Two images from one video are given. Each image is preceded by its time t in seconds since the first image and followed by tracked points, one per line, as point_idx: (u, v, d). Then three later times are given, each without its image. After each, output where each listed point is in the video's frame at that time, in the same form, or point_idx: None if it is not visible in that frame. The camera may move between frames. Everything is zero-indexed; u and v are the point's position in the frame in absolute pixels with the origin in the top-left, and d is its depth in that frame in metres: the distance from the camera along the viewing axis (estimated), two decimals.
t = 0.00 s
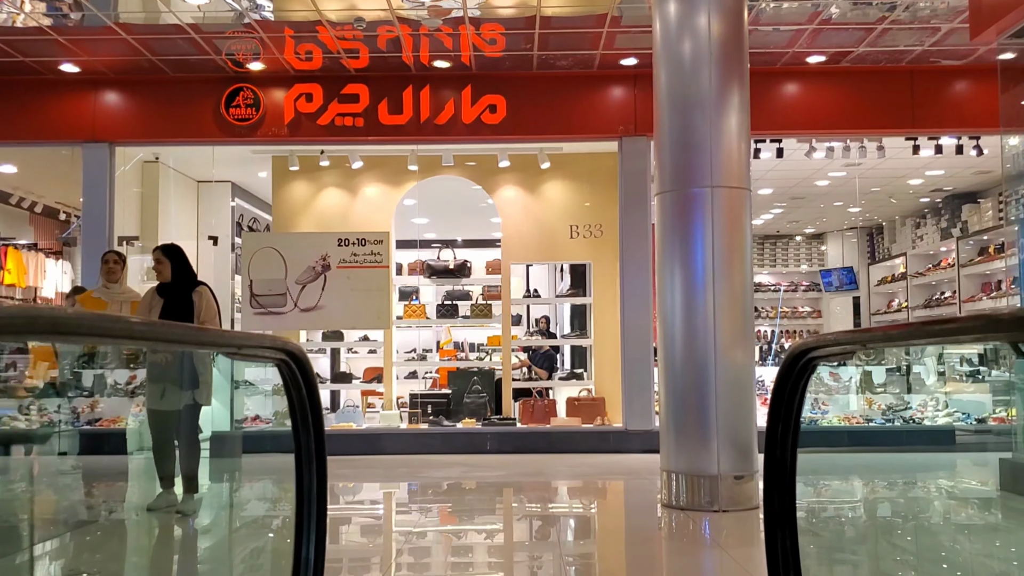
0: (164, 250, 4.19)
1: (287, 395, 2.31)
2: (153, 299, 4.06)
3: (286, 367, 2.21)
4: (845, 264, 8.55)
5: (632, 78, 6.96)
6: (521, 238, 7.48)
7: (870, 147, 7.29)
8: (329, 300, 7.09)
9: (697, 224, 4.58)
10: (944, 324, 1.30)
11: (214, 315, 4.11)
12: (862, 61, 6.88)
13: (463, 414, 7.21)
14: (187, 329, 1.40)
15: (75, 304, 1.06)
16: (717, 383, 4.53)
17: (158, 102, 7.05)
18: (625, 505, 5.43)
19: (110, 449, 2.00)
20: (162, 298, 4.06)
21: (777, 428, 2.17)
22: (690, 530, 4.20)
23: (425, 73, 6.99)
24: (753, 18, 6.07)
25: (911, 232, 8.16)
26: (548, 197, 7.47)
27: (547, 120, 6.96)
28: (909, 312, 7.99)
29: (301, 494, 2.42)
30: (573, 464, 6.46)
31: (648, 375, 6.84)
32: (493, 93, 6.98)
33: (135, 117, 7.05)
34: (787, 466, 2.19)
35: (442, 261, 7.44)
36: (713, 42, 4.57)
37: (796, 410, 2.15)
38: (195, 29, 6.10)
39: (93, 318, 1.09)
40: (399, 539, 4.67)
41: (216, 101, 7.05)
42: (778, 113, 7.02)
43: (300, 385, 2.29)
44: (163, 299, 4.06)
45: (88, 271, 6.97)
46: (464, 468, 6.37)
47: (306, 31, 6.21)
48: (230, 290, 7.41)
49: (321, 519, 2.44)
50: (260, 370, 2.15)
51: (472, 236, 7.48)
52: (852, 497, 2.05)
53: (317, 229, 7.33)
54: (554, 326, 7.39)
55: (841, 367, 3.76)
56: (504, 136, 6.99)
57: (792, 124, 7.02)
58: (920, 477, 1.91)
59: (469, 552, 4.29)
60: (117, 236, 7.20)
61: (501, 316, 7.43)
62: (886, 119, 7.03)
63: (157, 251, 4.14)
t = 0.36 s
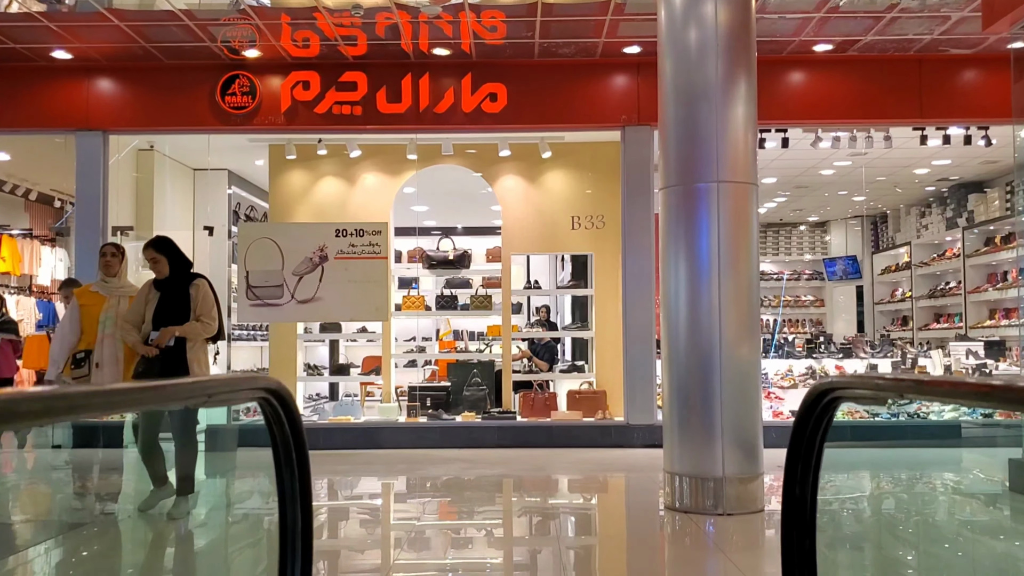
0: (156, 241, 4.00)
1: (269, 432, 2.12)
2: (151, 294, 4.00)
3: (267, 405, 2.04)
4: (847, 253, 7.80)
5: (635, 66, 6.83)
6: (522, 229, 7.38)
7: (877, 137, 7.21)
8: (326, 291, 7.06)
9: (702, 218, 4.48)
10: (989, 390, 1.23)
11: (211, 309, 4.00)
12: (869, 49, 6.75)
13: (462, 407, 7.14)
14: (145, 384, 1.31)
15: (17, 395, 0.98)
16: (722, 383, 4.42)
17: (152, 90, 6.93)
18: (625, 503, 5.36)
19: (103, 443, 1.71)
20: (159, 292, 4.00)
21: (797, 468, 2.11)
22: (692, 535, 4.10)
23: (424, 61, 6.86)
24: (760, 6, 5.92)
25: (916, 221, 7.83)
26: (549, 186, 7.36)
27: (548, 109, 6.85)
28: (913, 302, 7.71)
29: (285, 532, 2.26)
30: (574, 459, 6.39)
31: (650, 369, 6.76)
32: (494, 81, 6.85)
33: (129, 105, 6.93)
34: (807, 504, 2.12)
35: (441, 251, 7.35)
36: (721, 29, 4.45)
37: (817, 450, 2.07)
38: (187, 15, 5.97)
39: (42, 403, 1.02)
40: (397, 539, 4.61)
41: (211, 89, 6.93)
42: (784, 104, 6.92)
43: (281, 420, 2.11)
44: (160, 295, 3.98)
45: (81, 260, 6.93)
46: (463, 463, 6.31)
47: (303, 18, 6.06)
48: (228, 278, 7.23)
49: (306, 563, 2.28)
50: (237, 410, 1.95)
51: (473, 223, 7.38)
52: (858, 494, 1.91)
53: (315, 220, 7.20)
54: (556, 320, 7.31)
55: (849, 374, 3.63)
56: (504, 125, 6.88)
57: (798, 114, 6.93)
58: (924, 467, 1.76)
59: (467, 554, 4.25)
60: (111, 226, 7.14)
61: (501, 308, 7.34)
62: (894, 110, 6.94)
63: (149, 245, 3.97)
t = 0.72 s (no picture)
0: (123, 241, 3.82)
1: (249, 471, 1.96)
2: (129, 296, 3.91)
3: (249, 448, 1.87)
4: (852, 241, 7.43)
5: (639, 53, 6.70)
6: (522, 219, 7.28)
7: (885, 126, 7.12)
8: (324, 283, 6.98)
9: (709, 213, 4.36)
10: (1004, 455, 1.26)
11: (188, 306, 3.86)
12: (878, 36, 6.61)
13: (462, 400, 7.07)
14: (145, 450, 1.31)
15: (14, 479, 0.99)
16: (728, 382, 4.31)
17: (147, 77, 6.80)
18: (627, 500, 5.29)
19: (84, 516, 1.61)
20: (135, 293, 3.90)
21: (820, 514, 2.05)
22: (697, 539, 4.01)
23: (424, 48, 6.73)
24: None
25: (922, 209, 7.47)
26: (550, 175, 7.25)
27: (550, 97, 6.72)
28: (919, 291, 7.46)
29: None
30: (576, 454, 6.33)
31: (653, 362, 6.69)
32: (495, 69, 6.72)
33: (123, 93, 6.81)
34: (830, 552, 2.06)
35: (441, 242, 7.21)
36: (728, 16, 4.32)
37: (841, 496, 2.01)
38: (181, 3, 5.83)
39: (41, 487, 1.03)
40: (395, 539, 4.56)
41: (207, 76, 6.81)
42: (790, 91, 6.81)
43: (264, 465, 1.95)
44: (136, 296, 3.86)
45: (76, 253, 6.83)
46: (462, 458, 6.25)
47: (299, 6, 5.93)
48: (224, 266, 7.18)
49: None
50: (219, 459, 1.79)
51: (474, 211, 7.24)
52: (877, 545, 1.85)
53: (313, 209, 7.10)
54: (558, 311, 7.25)
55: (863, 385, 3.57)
56: (505, 113, 6.76)
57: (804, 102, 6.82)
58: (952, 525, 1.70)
59: (466, 556, 4.21)
60: (106, 217, 7.04)
61: (502, 299, 7.26)
62: (902, 98, 6.82)
63: (116, 245, 3.79)
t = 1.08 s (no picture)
0: (84, 235, 3.79)
1: (226, 526, 1.88)
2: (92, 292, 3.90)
3: (227, 507, 1.81)
4: (856, 229, 7.40)
5: (642, 42, 6.57)
6: (523, 211, 7.19)
7: (892, 116, 6.99)
8: (322, 276, 6.88)
9: (713, 210, 4.25)
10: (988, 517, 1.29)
11: (150, 304, 3.81)
12: (885, 25, 6.49)
13: (461, 395, 7.00)
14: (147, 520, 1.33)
15: (38, 555, 1.05)
16: (733, 384, 4.21)
17: (139, 67, 6.68)
18: (628, 497, 5.22)
19: None
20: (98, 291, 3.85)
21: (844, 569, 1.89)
22: (701, 544, 3.93)
23: (422, 37, 6.60)
24: None
25: (927, 198, 7.40)
26: (551, 166, 7.15)
27: (551, 87, 6.61)
28: (923, 280, 7.40)
29: None
30: (577, 451, 6.25)
31: (654, 356, 6.61)
32: (495, 58, 6.60)
33: (115, 82, 6.68)
34: None
35: (440, 234, 7.12)
36: (735, 5, 4.19)
37: (867, 550, 1.86)
38: None
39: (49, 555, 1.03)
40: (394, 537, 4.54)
41: (201, 66, 6.69)
42: (796, 81, 6.68)
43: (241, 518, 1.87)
44: (97, 292, 3.84)
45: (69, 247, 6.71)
46: (461, 455, 6.17)
47: None
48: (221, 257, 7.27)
49: None
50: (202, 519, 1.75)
51: (474, 198, 7.17)
52: None
53: (310, 201, 7.00)
54: (558, 302, 7.20)
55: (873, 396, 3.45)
56: (504, 103, 6.65)
57: (810, 93, 6.70)
58: None
59: (465, 555, 4.16)
60: (99, 209, 6.91)
61: (502, 291, 7.17)
62: (909, 89, 6.69)
63: (74, 240, 3.76)
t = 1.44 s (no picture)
0: (55, 236, 3.77)
1: None
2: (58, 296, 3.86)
3: None
4: (858, 224, 7.25)
5: (644, 35, 6.45)
6: (522, 207, 7.07)
7: (897, 112, 6.88)
8: (318, 275, 6.78)
9: (718, 213, 4.13)
10: None
11: (109, 311, 3.71)
12: (891, 19, 6.38)
13: (460, 396, 6.92)
14: None
15: None
16: (738, 392, 4.10)
17: (131, 61, 6.55)
18: (628, 498, 5.14)
19: None
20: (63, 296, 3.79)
21: None
22: (705, 557, 3.84)
23: (419, 30, 6.48)
24: None
25: (930, 191, 7.25)
26: (550, 162, 7.05)
27: (550, 81, 6.49)
28: (926, 275, 7.25)
29: None
30: (578, 452, 6.18)
31: (656, 356, 6.53)
32: (494, 52, 6.48)
33: (107, 76, 6.56)
34: None
35: (438, 230, 6.99)
36: None
37: None
38: None
39: None
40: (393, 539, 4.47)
41: (194, 60, 6.56)
42: (800, 74, 6.59)
43: None
44: (63, 296, 3.79)
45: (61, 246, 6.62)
46: (460, 457, 6.09)
47: None
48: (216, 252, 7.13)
49: None
50: None
51: (473, 192, 7.06)
52: None
53: (306, 198, 6.89)
54: (558, 298, 7.13)
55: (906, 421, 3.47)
56: (503, 98, 6.53)
57: (815, 86, 6.61)
58: None
59: (464, 559, 4.10)
60: (91, 207, 6.81)
61: (501, 287, 7.08)
62: (916, 83, 6.60)
63: (39, 241, 3.74)
